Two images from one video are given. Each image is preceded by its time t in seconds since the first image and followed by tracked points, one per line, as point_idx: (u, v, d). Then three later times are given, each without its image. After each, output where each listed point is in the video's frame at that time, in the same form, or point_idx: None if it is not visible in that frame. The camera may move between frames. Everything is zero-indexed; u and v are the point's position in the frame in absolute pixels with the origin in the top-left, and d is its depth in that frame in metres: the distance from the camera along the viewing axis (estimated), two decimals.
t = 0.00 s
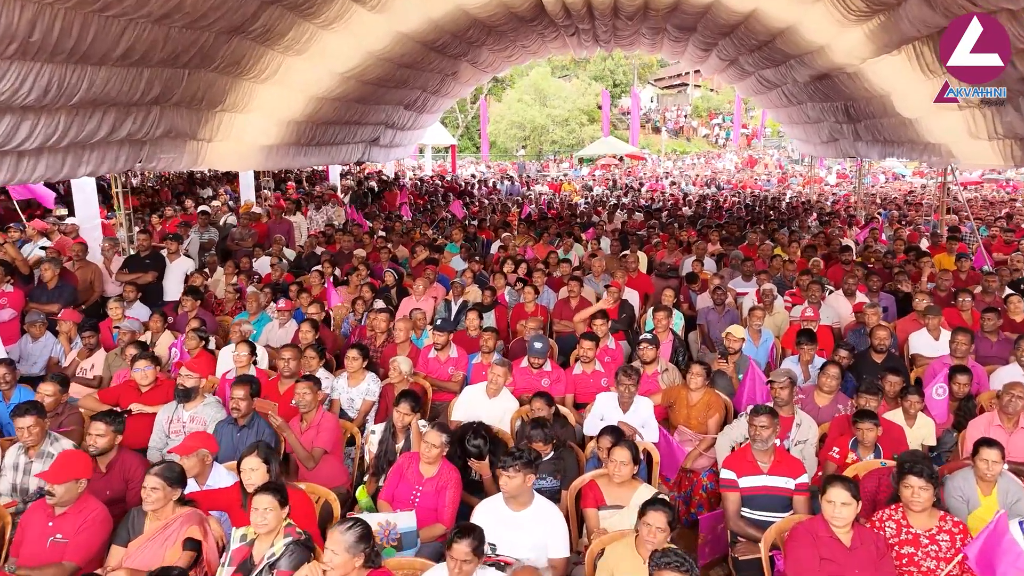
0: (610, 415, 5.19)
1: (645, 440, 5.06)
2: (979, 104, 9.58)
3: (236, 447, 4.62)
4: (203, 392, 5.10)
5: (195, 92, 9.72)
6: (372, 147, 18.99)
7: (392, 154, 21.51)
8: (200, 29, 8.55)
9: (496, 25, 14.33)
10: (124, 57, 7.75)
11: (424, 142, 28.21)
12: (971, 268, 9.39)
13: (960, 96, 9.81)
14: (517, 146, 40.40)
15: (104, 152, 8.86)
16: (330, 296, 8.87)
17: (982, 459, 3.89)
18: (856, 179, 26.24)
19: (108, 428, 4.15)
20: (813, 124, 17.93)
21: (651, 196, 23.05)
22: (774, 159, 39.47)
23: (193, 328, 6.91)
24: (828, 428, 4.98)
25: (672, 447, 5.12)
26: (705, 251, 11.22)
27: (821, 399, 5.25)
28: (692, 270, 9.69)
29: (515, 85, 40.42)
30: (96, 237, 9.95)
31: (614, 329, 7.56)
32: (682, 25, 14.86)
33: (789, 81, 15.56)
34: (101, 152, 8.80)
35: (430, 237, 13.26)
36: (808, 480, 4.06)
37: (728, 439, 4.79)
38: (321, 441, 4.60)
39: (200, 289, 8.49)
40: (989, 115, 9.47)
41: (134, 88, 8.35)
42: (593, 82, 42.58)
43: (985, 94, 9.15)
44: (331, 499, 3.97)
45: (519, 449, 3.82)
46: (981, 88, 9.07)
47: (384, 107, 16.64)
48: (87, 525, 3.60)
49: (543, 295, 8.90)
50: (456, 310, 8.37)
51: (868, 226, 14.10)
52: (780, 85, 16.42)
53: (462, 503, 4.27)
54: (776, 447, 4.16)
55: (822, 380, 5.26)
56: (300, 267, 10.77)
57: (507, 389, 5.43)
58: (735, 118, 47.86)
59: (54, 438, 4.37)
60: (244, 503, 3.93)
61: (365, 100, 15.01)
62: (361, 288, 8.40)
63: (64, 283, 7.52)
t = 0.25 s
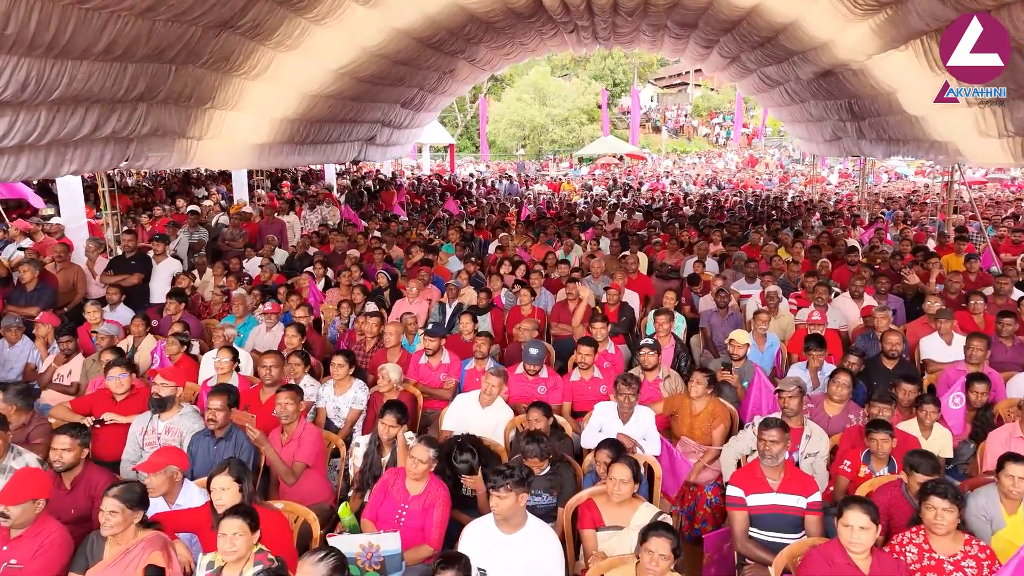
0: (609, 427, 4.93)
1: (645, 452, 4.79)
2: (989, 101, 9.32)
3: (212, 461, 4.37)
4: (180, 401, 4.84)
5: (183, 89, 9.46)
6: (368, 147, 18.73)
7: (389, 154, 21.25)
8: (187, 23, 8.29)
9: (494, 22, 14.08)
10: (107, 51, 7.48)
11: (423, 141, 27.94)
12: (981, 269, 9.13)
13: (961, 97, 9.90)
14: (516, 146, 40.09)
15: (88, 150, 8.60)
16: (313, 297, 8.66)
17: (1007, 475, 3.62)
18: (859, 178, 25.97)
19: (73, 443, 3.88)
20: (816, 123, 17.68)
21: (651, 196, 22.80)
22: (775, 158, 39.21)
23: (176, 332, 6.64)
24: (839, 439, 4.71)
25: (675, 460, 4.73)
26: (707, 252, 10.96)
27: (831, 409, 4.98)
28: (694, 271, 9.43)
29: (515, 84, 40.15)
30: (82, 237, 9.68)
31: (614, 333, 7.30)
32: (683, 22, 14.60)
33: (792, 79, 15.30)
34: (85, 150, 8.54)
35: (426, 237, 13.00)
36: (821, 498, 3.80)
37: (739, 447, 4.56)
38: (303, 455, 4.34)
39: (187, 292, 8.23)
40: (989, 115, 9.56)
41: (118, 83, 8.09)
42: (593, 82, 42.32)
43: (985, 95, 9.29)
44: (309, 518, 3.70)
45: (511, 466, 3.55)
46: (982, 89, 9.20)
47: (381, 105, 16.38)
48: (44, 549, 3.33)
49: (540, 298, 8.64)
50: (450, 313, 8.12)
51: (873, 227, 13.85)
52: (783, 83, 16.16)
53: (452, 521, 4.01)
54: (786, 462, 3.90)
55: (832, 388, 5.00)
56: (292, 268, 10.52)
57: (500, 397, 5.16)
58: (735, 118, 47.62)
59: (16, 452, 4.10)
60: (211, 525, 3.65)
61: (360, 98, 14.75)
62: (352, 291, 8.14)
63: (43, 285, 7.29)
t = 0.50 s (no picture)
0: (607, 438, 4.70)
1: (646, 465, 4.55)
2: (998, 98, 9.10)
3: (189, 474, 4.14)
4: (158, 410, 4.61)
5: (171, 86, 9.22)
6: (365, 146, 18.49)
7: (387, 154, 21.02)
8: (173, 17, 8.09)
9: (491, 19, 13.85)
10: (90, 45, 7.25)
11: (420, 141, 27.70)
12: (989, 270, 8.91)
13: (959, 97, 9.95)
14: (516, 143, 39.49)
15: (74, 148, 8.36)
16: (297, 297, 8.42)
17: None
18: (860, 178, 25.73)
19: (38, 456, 3.65)
20: (818, 122, 17.45)
21: (651, 196, 22.58)
22: (775, 158, 38.97)
23: (159, 336, 6.41)
24: (850, 450, 4.48)
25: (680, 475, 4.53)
26: (709, 253, 10.73)
27: (840, 418, 4.76)
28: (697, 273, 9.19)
29: (514, 83, 39.91)
30: (69, 237, 9.45)
31: (613, 337, 7.07)
32: (684, 20, 14.37)
33: (794, 77, 15.06)
34: (70, 149, 8.30)
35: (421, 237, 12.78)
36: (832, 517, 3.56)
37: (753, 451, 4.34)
38: (285, 468, 4.11)
39: (173, 294, 8.00)
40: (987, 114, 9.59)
41: (103, 79, 7.85)
42: (593, 81, 42.08)
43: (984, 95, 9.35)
44: (288, 540, 3.45)
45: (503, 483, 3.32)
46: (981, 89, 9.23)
47: (377, 103, 16.15)
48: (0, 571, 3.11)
49: (537, 300, 8.41)
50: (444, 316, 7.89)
51: (876, 227, 13.63)
52: (785, 82, 15.94)
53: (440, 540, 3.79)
54: (795, 477, 3.66)
55: (841, 397, 4.77)
56: (285, 269, 10.29)
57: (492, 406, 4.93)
58: (735, 118, 47.40)
59: None
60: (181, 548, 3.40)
61: (356, 97, 14.51)
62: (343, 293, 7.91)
63: (24, 287, 7.11)
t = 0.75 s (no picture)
0: (606, 451, 4.42)
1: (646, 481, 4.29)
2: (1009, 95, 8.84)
3: (159, 491, 3.90)
4: (129, 421, 4.36)
5: (157, 81, 8.95)
6: (361, 144, 18.22)
7: (383, 153, 20.74)
8: (158, 10, 7.82)
9: (489, 15, 13.59)
10: (70, 38, 6.98)
11: (419, 140, 27.43)
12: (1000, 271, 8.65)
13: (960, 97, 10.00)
14: (516, 144, 39.57)
15: (56, 146, 8.08)
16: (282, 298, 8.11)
17: None
18: (863, 177, 25.45)
19: None
20: (821, 121, 17.19)
21: (651, 195, 22.32)
22: (777, 157, 38.68)
23: (139, 341, 6.14)
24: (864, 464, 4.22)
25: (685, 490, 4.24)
26: (711, 253, 10.47)
27: (852, 430, 4.50)
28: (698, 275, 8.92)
29: (513, 82, 39.63)
30: (53, 237, 9.18)
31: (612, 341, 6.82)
32: (685, 16, 14.11)
33: (797, 74, 14.78)
34: (52, 146, 8.02)
35: (416, 237, 12.52)
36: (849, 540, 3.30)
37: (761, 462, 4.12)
38: (260, 485, 3.85)
39: (158, 297, 7.74)
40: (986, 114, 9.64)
41: (84, 73, 7.58)
42: (593, 81, 41.79)
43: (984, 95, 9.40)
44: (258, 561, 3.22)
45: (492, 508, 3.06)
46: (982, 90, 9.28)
47: (373, 101, 15.88)
48: None
49: (534, 302, 8.15)
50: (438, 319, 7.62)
51: (881, 227, 13.37)
52: (787, 79, 15.68)
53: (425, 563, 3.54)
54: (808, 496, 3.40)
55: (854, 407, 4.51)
56: (276, 270, 10.03)
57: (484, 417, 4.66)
58: (736, 117, 47.14)
59: None
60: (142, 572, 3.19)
61: (351, 94, 14.24)
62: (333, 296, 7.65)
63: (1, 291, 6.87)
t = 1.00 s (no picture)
0: (605, 466, 4.18)
1: (648, 498, 4.05)
2: (1020, 93, 8.62)
3: (131, 512, 3.67)
4: (101, 434, 4.13)
5: (145, 77, 8.71)
6: (358, 144, 17.98)
7: (380, 152, 20.50)
8: (143, 4, 7.59)
9: (486, 12, 13.35)
10: (51, 33, 6.74)
11: (417, 140, 27.22)
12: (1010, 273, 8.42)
13: (959, 97, 10.05)
14: (515, 144, 39.38)
15: (39, 145, 7.85)
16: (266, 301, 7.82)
17: None
18: (864, 178, 25.20)
19: None
20: (823, 120, 16.96)
21: (652, 195, 22.10)
22: (777, 157, 38.43)
23: (120, 345, 5.91)
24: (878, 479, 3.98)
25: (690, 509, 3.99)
26: (713, 255, 10.25)
27: (864, 441, 4.27)
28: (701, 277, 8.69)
29: (513, 81, 39.41)
30: (38, 238, 8.95)
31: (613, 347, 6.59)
32: (686, 13, 13.87)
33: (800, 72, 14.54)
34: (35, 145, 7.78)
35: (412, 238, 12.28)
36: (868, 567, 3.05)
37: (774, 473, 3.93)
38: (236, 504, 3.61)
39: (143, 301, 7.51)
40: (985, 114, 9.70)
41: (67, 69, 7.34)
42: (592, 80, 41.54)
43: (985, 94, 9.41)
44: None
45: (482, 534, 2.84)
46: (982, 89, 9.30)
47: (369, 99, 15.65)
48: None
49: (532, 305, 7.92)
50: (433, 323, 7.40)
51: (885, 227, 13.15)
52: (790, 77, 15.45)
53: None
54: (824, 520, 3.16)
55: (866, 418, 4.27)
56: (268, 272, 9.80)
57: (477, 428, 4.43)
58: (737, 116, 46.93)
59: None
60: None
61: (346, 92, 14.01)
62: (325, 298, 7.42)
63: None
